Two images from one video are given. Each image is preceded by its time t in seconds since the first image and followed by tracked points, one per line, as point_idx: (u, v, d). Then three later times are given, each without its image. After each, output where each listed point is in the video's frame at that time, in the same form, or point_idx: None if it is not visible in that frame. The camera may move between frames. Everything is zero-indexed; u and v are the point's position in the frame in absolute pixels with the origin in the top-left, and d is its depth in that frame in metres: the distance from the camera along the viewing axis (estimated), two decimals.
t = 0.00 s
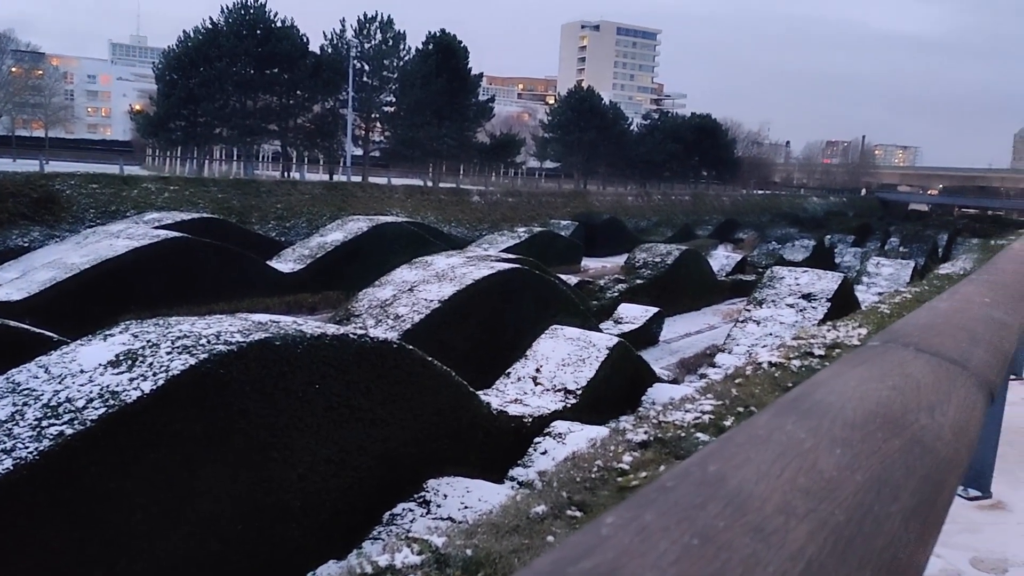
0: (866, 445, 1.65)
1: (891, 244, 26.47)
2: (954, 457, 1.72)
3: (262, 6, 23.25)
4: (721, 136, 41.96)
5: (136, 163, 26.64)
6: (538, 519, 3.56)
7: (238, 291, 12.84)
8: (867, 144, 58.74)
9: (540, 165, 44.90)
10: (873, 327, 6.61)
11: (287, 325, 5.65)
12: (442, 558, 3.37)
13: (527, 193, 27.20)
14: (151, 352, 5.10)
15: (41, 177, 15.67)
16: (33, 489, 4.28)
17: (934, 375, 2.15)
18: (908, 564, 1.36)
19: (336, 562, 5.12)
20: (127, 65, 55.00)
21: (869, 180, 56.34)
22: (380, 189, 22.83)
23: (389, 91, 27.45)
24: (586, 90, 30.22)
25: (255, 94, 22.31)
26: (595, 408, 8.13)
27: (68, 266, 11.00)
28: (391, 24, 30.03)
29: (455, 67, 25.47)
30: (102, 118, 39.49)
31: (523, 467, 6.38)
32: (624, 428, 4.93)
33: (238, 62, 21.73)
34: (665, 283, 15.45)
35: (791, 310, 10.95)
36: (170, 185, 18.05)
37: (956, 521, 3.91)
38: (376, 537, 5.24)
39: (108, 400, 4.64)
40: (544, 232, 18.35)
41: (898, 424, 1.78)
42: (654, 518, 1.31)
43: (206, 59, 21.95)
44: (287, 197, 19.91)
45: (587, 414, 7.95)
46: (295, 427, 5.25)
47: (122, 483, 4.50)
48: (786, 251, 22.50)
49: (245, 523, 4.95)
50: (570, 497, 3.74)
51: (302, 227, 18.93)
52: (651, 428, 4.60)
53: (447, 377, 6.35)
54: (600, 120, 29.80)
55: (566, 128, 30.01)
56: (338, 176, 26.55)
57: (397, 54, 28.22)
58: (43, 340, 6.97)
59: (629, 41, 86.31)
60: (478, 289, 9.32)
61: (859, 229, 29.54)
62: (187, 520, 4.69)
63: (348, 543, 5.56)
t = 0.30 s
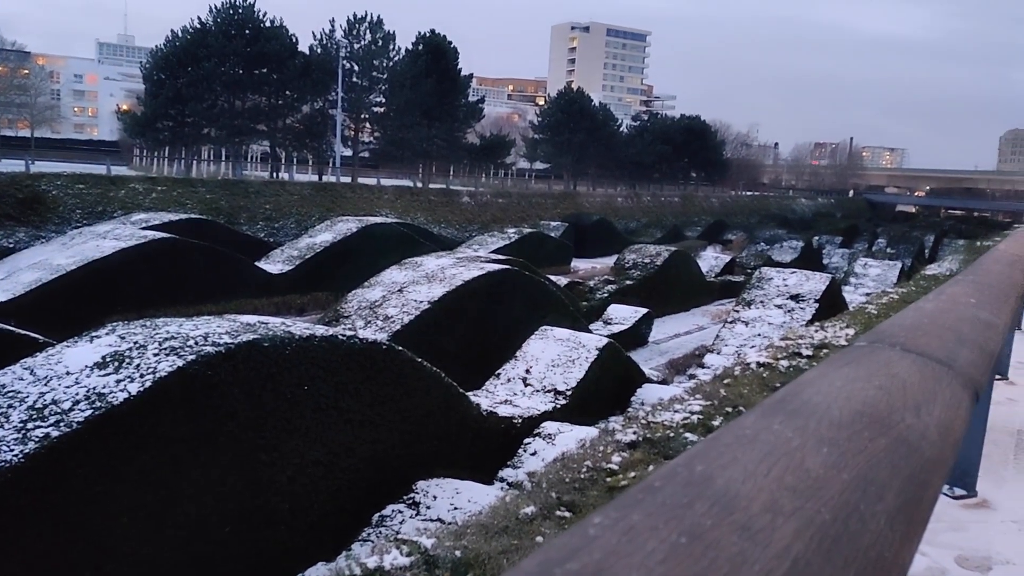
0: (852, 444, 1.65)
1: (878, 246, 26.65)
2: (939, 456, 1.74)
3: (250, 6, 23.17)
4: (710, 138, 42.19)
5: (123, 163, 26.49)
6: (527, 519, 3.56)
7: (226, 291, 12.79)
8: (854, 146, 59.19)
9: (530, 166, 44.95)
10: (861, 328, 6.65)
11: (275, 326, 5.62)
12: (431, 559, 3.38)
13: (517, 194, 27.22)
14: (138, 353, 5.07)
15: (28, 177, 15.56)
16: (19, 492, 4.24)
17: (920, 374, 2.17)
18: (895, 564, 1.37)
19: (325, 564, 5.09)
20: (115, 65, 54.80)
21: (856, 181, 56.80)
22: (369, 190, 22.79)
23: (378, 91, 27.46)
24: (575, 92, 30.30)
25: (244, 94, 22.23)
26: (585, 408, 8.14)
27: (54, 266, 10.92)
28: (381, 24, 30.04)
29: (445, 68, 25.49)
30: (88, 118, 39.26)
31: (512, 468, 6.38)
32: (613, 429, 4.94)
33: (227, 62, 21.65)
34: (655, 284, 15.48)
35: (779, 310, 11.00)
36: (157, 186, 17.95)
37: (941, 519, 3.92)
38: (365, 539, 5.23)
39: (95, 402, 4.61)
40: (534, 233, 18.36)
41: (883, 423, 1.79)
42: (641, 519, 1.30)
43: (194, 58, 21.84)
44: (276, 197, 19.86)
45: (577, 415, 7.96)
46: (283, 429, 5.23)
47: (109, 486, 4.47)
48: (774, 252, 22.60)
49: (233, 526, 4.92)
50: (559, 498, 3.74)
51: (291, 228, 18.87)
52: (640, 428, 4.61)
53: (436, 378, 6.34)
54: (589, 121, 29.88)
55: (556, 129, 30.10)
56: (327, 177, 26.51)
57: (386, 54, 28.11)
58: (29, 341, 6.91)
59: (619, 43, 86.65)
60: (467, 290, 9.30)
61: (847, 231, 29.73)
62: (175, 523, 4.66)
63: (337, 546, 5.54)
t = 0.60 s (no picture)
0: (828, 445, 1.65)
1: (857, 248, 26.95)
2: (912, 457, 1.75)
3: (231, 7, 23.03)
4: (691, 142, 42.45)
5: (101, 164, 26.22)
6: (507, 523, 3.55)
7: (207, 293, 12.72)
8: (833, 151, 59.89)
9: (513, 169, 45.01)
10: (839, 330, 6.71)
11: (255, 330, 5.58)
12: (411, 564, 3.36)
13: (499, 197, 27.25)
14: (115, 357, 5.01)
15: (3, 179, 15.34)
16: None
17: (896, 376, 2.18)
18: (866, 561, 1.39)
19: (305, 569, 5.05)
20: (94, 65, 54.25)
21: (835, 184, 57.39)
22: (351, 192, 22.72)
23: (360, 93, 27.46)
24: (558, 95, 30.41)
25: (224, 96, 22.09)
26: (568, 411, 8.14)
27: (29, 269, 10.76)
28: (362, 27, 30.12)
29: (427, 70, 25.45)
30: (66, 120, 38.85)
31: (494, 471, 6.37)
32: (594, 431, 4.94)
33: (206, 63, 21.50)
34: (637, 287, 15.53)
35: (759, 313, 11.08)
36: (136, 188, 17.77)
37: (915, 519, 3.82)
38: (346, 544, 5.20)
39: (70, 407, 4.55)
40: (517, 236, 18.37)
41: (859, 424, 1.79)
42: (618, 519, 1.28)
43: (173, 59, 21.63)
44: (256, 200, 19.73)
45: (559, 418, 7.97)
46: (263, 433, 5.18)
47: (85, 491, 4.41)
48: (755, 255, 22.78)
49: (211, 531, 4.87)
50: (540, 501, 3.73)
51: (271, 231, 18.74)
52: (621, 430, 4.63)
53: (418, 381, 6.32)
54: (572, 124, 30.00)
55: (538, 132, 30.19)
56: (308, 179, 26.39)
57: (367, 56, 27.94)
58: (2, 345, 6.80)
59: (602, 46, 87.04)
60: (449, 292, 9.28)
61: (826, 234, 30.03)
62: (152, 528, 4.61)
63: (317, 551, 5.49)
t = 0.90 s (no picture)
0: (805, 450, 1.65)
1: (838, 252, 27.20)
2: (886, 462, 1.75)
3: (211, 14, 22.95)
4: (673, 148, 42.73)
5: (80, 172, 25.98)
6: (490, 530, 3.51)
7: (188, 300, 12.63)
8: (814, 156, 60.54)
9: (496, 174, 45.10)
10: (820, 333, 6.75)
11: (237, 337, 5.53)
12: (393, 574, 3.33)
13: (482, 203, 27.29)
14: (94, 366, 4.95)
15: None
16: None
17: (874, 381, 2.18)
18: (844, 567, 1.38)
19: None
20: (72, 73, 53.84)
21: (815, 188, 57.94)
22: (334, 199, 22.68)
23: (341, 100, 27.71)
24: (540, 101, 30.56)
25: (205, 103, 21.99)
26: (552, 416, 8.13)
27: (6, 278, 10.59)
28: (343, 33, 30.51)
29: (409, 77, 25.54)
30: (44, 127, 38.46)
31: (479, 477, 6.35)
32: (577, 437, 4.94)
33: (187, 69, 21.41)
34: (620, 292, 15.56)
35: (742, 317, 11.15)
36: (115, 196, 17.61)
37: (898, 521, 3.71)
38: (329, 553, 5.15)
39: (49, 417, 4.50)
40: (500, 241, 18.38)
41: (835, 429, 1.79)
42: (596, 526, 1.26)
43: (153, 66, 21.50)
44: (238, 207, 19.64)
45: (543, 424, 7.96)
46: (245, 441, 5.14)
47: (64, 502, 4.36)
48: (737, 259, 22.94)
49: (193, 541, 4.81)
50: (523, 508, 3.70)
51: (253, 238, 18.61)
52: (604, 436, 4.63)
53: (401, 389, 6.29)
54: (554, 130, 30.15)
55: (521, 138, 30.30)
56: (290, 186, 26.31)
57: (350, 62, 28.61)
58: None
59: (584, 51, 87.54)
60: (432, 298, 9.27)
61: (807, 238, 30.30)
62: (133, 539, 4.55)
63: (300, 560, 5.44)
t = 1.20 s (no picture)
0: (780, 451, 1.65)
1: (818, 254, 27.46)
2: (863, 462, 1.75)
3: (191, 14, 22.80)
4: (655, 150, 42.94)
5: (57, 173, 25.67)
6: (472, 532, 3.48)
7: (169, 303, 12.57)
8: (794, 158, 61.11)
9: (479, 176, 45.13)
10: (800, 334, 6.81)
11: (217, 339, 5.49)
12: None
13: (465, 204, 27.30)
14: (71, 370, 4.90)
15: None
16: None
17: (848, 382, 2.19)
18: (817, 564, 1.38)
19: None
20: (49, 72, 53.15)
21: (796, 190, 58.44)
22: (315, 200, 22.60)
23: (324, 100, 27.87)
24: (523, 103, 30.65)
25: (184, 103, 21.83)
26: (535, 417, 8.14)
27: None
28: (325, 34, 30.59)
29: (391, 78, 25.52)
30: (20, 128, 37.96)
31: (462, 479, 6.34)
32: (560, 438, 4.95)
33: (166, 69, 21.28)
34: (603, 293, 15.60)
35: (724, 318, 11.22)
36: (93, 197, 17.41)
37: (877, 520, 3.73)
38: (311, 556, 5.12)
39: (25, 421, 4.44)
40: (483, 243, 18.37)
41: (810, 430, 1.79)
42: (568, 530, 1.25)
43: (131, 65, 21.33)
44: (218, 208, 19.49)
45: (526, 425, 7.96)
46: (225, 444, 5.09)
47: (40, 506, 4.31)
48: (719, 260, 23.11)
49: (173, 546, 4.76)
50: (504, 509, 3.68)
51: (234, 239, 18.48)
52: (586, 437, 4.63)
53: (384, 391, 6.26)
54: (537, 132, 30.25)
55: (503, 139, 30.38)
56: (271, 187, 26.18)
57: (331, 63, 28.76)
58: None
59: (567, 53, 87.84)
60: (415, 300, 9.25)
61: (788, 239, 30.55)
62: (111, 544, 4.50)
63: (282, 564, 5.38)
